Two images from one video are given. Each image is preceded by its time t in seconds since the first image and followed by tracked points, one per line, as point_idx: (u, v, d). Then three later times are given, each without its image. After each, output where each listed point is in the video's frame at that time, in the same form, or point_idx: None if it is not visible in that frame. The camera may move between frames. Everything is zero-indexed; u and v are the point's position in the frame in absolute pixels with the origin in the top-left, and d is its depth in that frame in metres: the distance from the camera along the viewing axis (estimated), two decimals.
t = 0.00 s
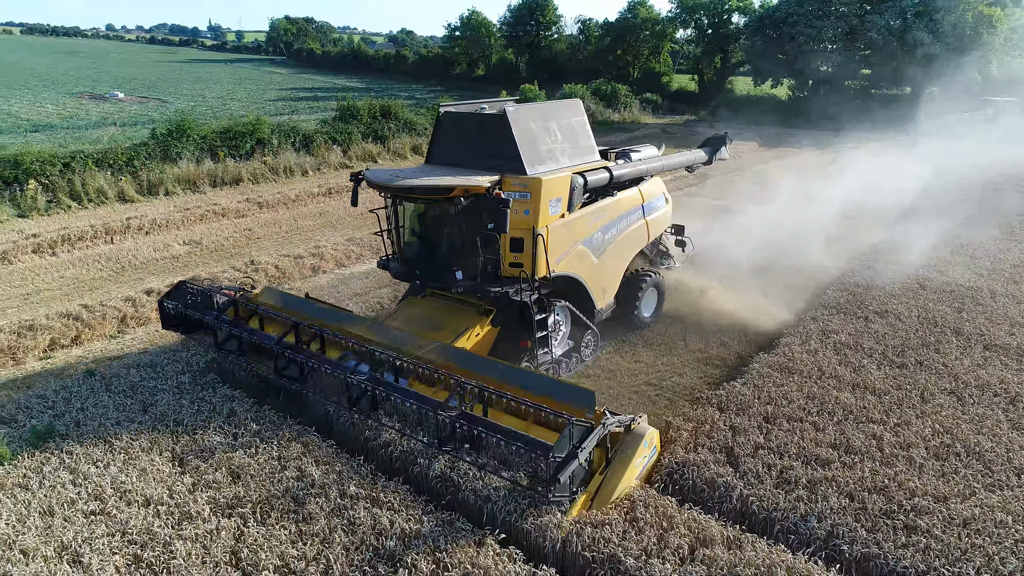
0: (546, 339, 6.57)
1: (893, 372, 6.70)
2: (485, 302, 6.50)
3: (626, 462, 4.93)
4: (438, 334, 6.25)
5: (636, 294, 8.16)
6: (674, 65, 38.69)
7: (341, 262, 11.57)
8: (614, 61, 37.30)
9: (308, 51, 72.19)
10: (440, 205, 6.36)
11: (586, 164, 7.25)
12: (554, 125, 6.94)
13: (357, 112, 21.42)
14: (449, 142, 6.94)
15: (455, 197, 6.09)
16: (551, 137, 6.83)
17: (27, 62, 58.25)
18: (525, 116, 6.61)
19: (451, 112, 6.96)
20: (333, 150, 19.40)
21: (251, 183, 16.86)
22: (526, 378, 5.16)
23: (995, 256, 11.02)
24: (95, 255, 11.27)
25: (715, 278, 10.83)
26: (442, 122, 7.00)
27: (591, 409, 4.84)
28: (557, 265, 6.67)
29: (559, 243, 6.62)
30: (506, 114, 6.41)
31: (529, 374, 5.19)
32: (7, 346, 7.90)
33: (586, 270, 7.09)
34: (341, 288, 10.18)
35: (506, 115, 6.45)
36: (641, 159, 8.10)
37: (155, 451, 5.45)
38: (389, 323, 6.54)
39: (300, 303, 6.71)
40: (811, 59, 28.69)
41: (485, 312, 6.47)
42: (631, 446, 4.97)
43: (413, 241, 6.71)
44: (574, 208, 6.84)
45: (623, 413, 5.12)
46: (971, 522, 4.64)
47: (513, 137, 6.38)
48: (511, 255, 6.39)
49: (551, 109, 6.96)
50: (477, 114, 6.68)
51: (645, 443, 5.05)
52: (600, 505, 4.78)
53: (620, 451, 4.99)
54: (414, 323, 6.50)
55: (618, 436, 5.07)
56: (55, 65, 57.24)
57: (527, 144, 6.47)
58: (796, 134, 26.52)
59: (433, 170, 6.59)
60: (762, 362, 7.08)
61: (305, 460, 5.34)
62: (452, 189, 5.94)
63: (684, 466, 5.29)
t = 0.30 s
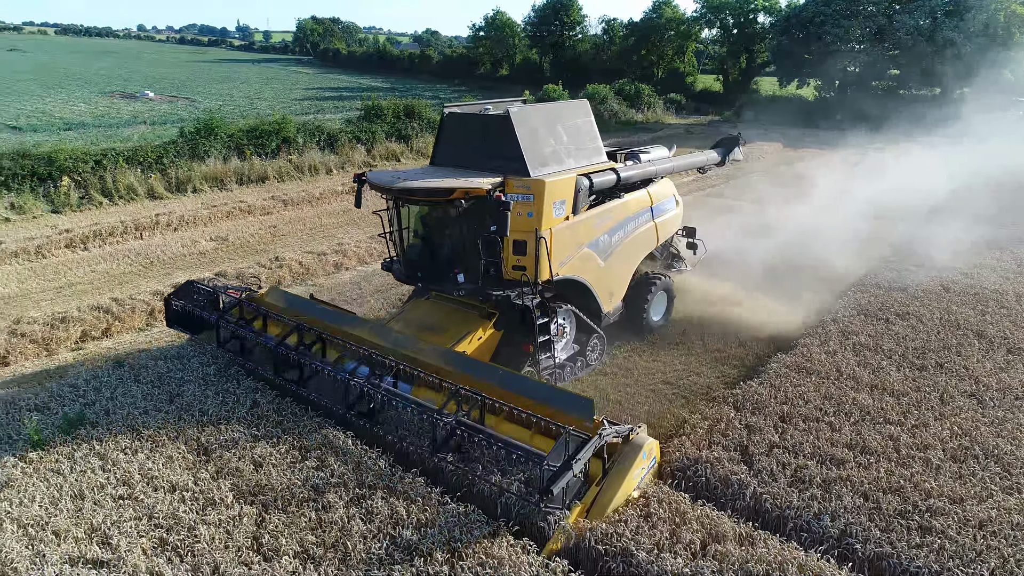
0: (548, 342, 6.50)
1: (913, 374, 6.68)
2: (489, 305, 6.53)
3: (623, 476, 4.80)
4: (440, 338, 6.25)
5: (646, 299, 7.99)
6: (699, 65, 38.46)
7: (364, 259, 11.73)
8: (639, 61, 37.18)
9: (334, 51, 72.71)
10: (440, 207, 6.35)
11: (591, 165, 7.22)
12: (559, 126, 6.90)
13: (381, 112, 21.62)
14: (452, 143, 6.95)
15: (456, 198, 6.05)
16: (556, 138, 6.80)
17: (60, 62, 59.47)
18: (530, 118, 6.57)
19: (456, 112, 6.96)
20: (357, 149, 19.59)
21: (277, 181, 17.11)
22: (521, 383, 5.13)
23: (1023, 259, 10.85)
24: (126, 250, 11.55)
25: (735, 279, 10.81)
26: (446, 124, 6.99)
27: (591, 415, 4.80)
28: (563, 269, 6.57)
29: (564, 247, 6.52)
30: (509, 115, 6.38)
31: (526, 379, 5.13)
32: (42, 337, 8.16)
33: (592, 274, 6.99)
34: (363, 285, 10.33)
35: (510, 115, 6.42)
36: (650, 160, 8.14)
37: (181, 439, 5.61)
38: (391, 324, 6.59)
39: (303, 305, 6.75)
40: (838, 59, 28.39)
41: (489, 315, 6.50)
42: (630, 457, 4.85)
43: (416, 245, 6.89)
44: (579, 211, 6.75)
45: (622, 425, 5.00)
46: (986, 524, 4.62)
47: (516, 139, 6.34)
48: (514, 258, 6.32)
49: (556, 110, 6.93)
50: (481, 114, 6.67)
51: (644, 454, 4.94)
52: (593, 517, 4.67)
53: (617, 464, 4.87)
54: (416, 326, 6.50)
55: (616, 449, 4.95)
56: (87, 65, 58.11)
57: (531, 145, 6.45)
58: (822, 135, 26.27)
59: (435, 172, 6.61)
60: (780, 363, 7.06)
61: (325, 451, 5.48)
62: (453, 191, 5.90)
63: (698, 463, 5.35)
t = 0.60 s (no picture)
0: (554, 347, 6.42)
1: (939, 378, 6.59)
2: (495, 308, 6.48)
3: (623, 487, 4.69)
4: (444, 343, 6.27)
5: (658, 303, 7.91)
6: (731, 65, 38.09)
7: (391, 256, 11.87)
8: (670, 60, 36.95)
9: (366, 51, 73.34)
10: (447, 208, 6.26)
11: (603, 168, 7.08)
12: (571, 127, 6.80)
13: (412, 111, 21.82)
14: (463, 145, 6.94)
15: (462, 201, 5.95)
16: (566, 140, 6.69)
17: (102, 62, 60.93)
18: (540, 119, 6.49)
19: (466, 113, 6.92)
20: (387, 148, 19.79)
21: (308, 179, 17.39)
22: (523, 388, 5.13)
23: None
24: (161, 245, 11.85)
25: (759, 281, 10.77)
26: (457, 125, 6.97)
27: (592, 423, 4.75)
28: (572, 272, 6.49)
29: (574, 250, 6.45)
30: (517, 116, 6.30)
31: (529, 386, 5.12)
32: (81, 328, 8.44)
33: (601, 277, 6.91)
34: (390, 282, 10.47)
35: (519, 117, 6.34)
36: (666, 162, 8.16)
37: (211, 428, 5.78)
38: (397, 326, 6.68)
39: (316, 306, 6.88)
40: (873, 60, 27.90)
41: (495, 318, 6.45)
42: (630, 468, 4.75)
43: (423, 245, 6.84)
44: (589, 213, 6.67)
45: (622, 435, 4.90)
46: (1010, 529, 4.56)
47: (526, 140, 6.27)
48: (521, 261, 6.23)
49: (568, 112, 6.83)
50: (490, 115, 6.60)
51: (644, 465, 4.82)
52: (591, 531, 4.58)
53: (617, 475, 4.76)
54: (421, 330, 6.55)
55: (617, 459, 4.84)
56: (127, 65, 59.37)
57: (540, 146, 6.35)
58: (856, 136, 25.86)
59: (444, 174, 6.55)
60: (803, 365, 7.03)
61: (348, 440, 5.60)
62: (458, 194, 5.79)
63: (717, 461, 5.39)
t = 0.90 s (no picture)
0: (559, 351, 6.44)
1: (965, 382, 6.51)
2: (503, 310, 6.53)
3: (620, 498, 4.56)
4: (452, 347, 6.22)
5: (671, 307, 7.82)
6: (763, 65, 37.66)
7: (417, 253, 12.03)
8: (702, 60, 36.63)
9: (398, 51, 73.79)
10: (454, 210, 6.26)
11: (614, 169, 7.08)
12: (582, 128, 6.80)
13: (441, 111, 22.00)
14: (470, 145, 6.92)
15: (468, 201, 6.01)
16: (576, 140, 6.69)
17: (142, 62, 62.24)
18: (549, 119, 6.48)
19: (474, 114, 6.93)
20: (416, 147, 19.99)
21: (339, 177, 17.65)
22: (528, 395, 4.96)
23: None
24: (195, 240, 12.15)
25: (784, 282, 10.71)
26: (465, 125, 6.98)
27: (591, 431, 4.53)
28: (581, 275, 6.51)
29: (582, 253, 6.46)
30: (526, 116, 6.30)
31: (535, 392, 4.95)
32: (117, 320, 8.72)
33: (611, 281, 6.92)
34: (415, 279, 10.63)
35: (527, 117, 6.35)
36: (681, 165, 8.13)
37: (239, 417, 5.95)
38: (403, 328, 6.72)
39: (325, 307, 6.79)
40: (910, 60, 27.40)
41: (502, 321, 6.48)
42: (629, 478, 4.63)
43: (430, 245, 6.74)
44: (599, 216, 6.69)
45: (623, 443, 4.75)
46: None
47: (533, 142, 6.27)
48: (527, 263, 6.30)
49: (578, 113, 6.82)
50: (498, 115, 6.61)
51: (644, 475, 4.71)
52: (586, 539, 4.46)
53: (615, 484, 4.64)
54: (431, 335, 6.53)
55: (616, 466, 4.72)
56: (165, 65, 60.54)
57: (548, 147, 6.36)
58: (891, 137, 25.43)
59: (453, 174, 6.56)
60: (826, 367, 7.00)
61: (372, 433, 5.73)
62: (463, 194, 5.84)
63: (735, 459, 5.41)
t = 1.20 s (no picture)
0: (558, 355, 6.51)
1: (987, 384, 6.47)
2: (505, 312, 6.58)
3: (611, 506, 4.55)
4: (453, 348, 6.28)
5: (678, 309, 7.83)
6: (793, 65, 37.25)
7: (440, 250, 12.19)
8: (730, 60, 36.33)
9: (427, 52, 74.15)
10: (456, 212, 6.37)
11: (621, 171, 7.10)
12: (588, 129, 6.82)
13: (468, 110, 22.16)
14: (477, 146, 6.99)
15: (468, 203, 6.10)
16: (582, 142, 6.73)
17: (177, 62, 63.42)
18: (555, 120, 6.52)
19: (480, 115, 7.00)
20: (442, 146, 20.17)
21: (365, 175, 17.90)
22: (521, 395, 5.00)
23: None
24: (225, 236, 12.45)
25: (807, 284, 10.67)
26: (471, 127, 7.04)
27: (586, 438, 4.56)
28: (584, 277, 6.56)
29: (584, 256, 6.50)
30: (530, 117, 6.35)
31: (527, 395, 4.98)
32: (149, 311, 8.99)
33: (615, 283, 6.96)
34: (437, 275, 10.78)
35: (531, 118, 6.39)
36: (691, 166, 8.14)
37: (264, 406, 6.14)
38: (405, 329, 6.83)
39: (330, 305, 6.86)
40: (943, 60, 26.93)
41: (504, 323, 6.55)
42: (621, 486, 4.61)
43: (434, 246, 6.87)
44: (603, 218, 6.74)
45: (616, 451, 4.72)
46: None
47: (537, 143, 6.33)
48: (530, 266, 6.37)
49: (585, 114, 6.84)
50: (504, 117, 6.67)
51: (637, 483, 4.68)
52: (575, 544, 4.44)
53: (607, 493, 4.62)
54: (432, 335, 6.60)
55: (608, 475, 4.70)
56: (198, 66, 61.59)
57: (552, 148, 6.40)
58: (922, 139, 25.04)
59: (457, 175, 6.64)
60: (845, 367, 6.99)
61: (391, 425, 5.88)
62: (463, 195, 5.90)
63: (749, 457, 5.47)
